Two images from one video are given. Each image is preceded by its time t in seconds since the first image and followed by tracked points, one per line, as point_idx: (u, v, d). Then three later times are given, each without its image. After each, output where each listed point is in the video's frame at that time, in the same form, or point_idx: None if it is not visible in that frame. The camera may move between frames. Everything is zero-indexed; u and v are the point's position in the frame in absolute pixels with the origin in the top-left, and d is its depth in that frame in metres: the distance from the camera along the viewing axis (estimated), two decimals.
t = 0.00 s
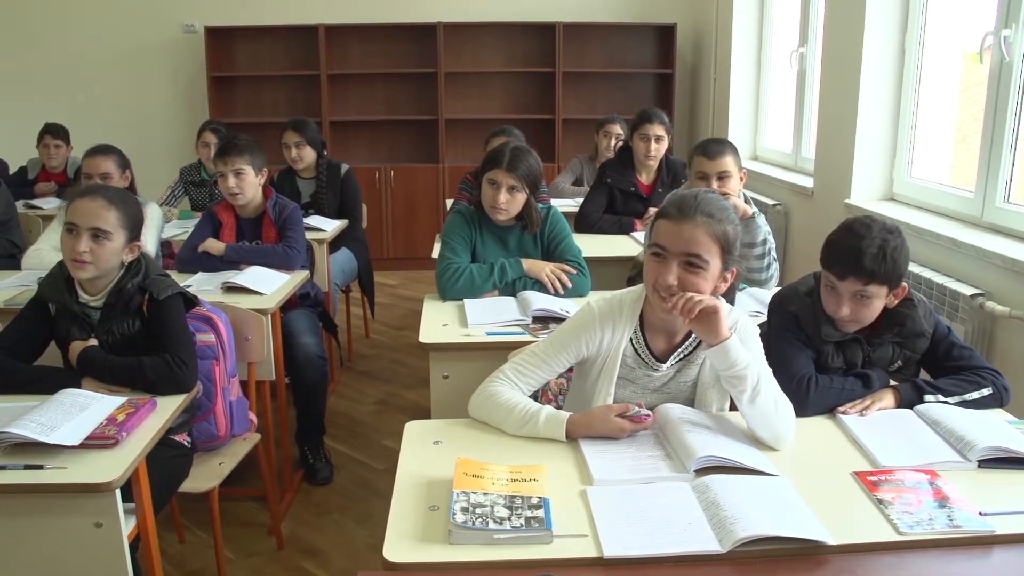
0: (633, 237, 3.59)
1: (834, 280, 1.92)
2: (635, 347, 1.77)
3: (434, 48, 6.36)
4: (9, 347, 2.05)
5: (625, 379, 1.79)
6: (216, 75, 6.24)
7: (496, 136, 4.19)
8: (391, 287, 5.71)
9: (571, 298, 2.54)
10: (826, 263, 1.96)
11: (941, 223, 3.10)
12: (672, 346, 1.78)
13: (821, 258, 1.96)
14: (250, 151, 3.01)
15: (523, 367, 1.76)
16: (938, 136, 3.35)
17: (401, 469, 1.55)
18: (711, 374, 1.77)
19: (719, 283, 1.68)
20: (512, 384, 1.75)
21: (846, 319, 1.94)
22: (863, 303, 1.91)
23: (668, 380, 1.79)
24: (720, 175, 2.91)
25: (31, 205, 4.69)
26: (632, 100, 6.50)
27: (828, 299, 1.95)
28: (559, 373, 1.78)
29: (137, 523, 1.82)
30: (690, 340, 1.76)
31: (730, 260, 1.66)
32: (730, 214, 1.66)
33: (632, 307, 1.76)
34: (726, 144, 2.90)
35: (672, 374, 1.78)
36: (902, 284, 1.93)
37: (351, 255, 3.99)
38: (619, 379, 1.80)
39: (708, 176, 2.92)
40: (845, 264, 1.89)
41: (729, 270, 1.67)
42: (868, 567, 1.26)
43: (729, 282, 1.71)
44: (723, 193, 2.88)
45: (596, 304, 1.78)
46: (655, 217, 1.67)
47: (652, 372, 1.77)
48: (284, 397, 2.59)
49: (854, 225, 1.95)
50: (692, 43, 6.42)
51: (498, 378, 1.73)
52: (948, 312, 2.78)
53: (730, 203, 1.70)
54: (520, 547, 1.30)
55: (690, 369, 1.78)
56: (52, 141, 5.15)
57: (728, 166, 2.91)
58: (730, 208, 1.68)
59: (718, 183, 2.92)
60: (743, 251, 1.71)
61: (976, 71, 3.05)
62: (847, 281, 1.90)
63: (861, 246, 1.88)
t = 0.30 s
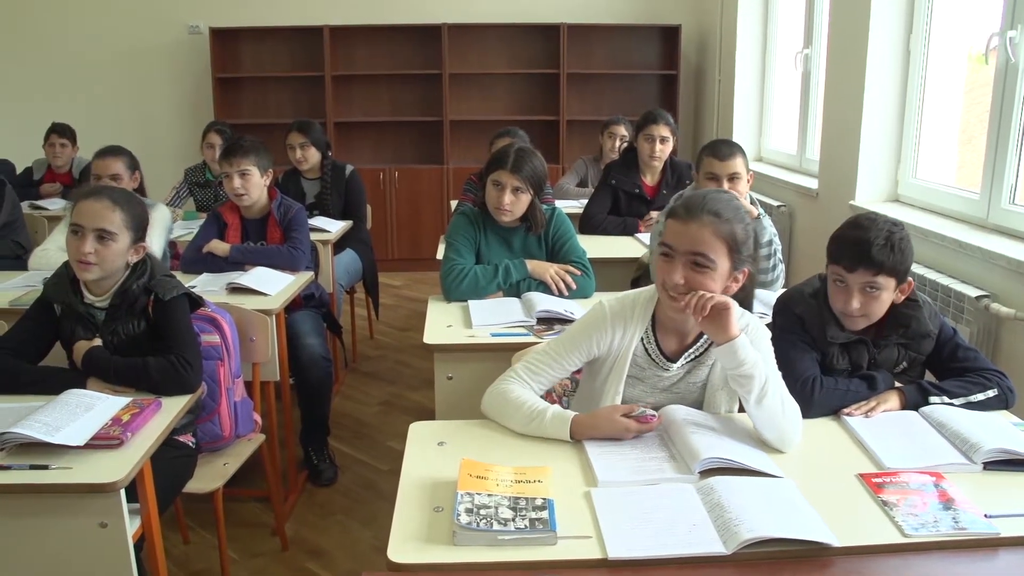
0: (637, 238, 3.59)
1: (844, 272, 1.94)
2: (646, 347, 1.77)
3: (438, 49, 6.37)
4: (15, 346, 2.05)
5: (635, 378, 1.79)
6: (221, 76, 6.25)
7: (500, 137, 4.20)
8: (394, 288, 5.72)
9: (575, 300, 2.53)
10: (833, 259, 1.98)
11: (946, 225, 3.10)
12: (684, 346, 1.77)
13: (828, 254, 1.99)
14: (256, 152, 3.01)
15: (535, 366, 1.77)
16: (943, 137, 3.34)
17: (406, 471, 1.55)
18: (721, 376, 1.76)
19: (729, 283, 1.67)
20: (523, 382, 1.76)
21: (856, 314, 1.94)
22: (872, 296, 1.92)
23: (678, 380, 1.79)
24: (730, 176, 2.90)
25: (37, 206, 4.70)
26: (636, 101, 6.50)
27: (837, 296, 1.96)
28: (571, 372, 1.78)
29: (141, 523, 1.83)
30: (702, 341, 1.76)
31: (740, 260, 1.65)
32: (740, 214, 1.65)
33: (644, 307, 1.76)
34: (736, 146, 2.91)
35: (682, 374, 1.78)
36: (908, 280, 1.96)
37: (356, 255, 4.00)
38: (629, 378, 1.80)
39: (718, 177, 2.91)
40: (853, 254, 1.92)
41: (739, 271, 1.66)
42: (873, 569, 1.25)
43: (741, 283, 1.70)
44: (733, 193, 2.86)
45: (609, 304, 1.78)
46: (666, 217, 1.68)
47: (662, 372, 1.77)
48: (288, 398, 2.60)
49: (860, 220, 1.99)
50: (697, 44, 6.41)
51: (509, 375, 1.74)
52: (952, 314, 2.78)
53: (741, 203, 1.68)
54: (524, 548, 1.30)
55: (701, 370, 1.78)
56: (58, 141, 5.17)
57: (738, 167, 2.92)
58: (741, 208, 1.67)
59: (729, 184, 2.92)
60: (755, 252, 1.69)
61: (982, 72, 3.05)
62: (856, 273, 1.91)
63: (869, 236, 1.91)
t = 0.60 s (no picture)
0: (645, 239, 3.59)
1: (858, 266, 1.96)
2: (667, 341, 1.76)
3: (445, 50, 6.37)
4: (26, 346, 2.06)
5: (652, 372, 1.79)
6: (229, 77, 6.26)
7: (508, 138, 4.20)
8: (402, 288, 5.72)
9: (584, 301, 2.53)
10: (846, 256, 2.00)
11: (955, 226, 3.08)
12: (705, 342, 1.76)
13: (840, 252, 2.01)
14: (265, 152, 3.02)
15: (559, 363, 1.77)
16: (952, 139, 3.33)
17: (414, 471, 1.55)
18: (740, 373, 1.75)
19: (755, 278, 1.66)
20: (548, 380, 1.76)
21: (870, 310, 1.95)
22: (886, 290, 1.94)
23: (695, 376, 1.78)
24: (735, 177, 2.89)
25: (46, 206, 4.72)
26: (644, 102, 6.49)
27: (850, 291, 1.97)
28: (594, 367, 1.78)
29: (149, 523, 1.83)
30: (724, 339, 1.75)
31: (767, 255, 1.65)
32: (767, 209, 1.65)
33: (666, 302, 1.75)
34: (742, 147, 2.90)
35: (700, 371, 1.77)
36: (918, 278, 1.99)
37: (364, 256, 4.00)
38: (646, 372, 1.80)
39: (723, 178, 2.90)
40: (868, 249, 1.94)
41: (765, 266, 1.66)
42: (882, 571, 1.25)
43: (767, 279, 1.69)
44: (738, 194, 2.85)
45: (630, 298, 1.78)
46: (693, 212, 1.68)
47: (680, 367, 1.77)
48: (296, 398, 2.60)
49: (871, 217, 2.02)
50: (704, 45, 6.40)
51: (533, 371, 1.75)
52: (961, 316, 2.76)
53: (769, 199, 1.69)
54: (532, 549, 1.30)
55: (719, 367, 1.77)
56: (75, 136, 5.19)
57: (744, 168, 2.91)
58: (768, 204, 1.67)
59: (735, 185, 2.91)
60: (784, 248, 1.69)
61: (990, 73, 3.04)
62: (870, 266, 1.94)
63: (883, 231, 1.95)
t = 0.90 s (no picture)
0: (655, 241, 3.58)
1: (872, 266, 1.96)
2: (670, 335, 1.76)
3: (455, 52, 6.38)
4: (39, 346, 2.06)
5: (653, 367, 1.79)
6: (240, 78, 6.29)
7: (518, 139, 4.20)
8: (411, 289, 5.72)
9: (593, 302, 2.53)
10: (860, 256, 2.01)
11: (967, 229, 3.07)
12: (710, 338, 1.76)
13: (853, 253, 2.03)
14: (276, 153, 3.03)
15: (569, 362, 1.78)
16: (964, 141, 3.32)
17: (423, 473, 1.55)
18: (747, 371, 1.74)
19: (769, 276, 1.67)
20: (559, 380, 1.78)
21: (882, 310, 1.95)
22: (899, 291, 1.94)
23: (699, 372, 1.77)
24: (744, 178, 2.88)
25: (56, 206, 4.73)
26: (654, 104, 6.49)
27: (862, 292, 1.98)
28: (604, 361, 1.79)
29: (159, 523, 1.84)
30: (729, 336, 1.74)
31: (783, 254, 1.66)
32: (786, 210, 1.66)
33: (671, 297, 1.76)
34: (750, 147, 2.90)
35: (704, 367, 1.76)
36: (931, 281, 1.99)
37: (373, 257, 4.01)
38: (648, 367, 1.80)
39: (732, 180, 2.89)
40: (882, 248, 1.95)
41: (780, 265, 1.66)
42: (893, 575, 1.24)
43: (780, 280, 1.69)
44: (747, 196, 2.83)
45: (635, 293, 1.79)
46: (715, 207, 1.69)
47: (683, 362, 1.76)
48: (306, 399, 2.60)
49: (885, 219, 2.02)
50: (714, 47, 6.39)
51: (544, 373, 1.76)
52: (973, 319, 2.75)
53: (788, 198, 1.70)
54: (542, 551, 1.30)
55: (724, 364, 1.76)
56: (99, 133, 5.20)
57: (752, 169, 2.90)
58: (787, 202, 1.68)
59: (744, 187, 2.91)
60: (798, 249, 1.70)
61: (1002, 75, 3.03)
62: (884, 266, 1.94)
63: (897, 232, 1.95)
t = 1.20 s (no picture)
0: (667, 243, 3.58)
1: (890, 266, 1.94)
2: (651, 333, 1.78)
3: (467, 53, 6.38)
4: (53, 346, 2.07)
5: (637, 366, 1.79)
6: (252, 80, 6.31)
7: (530, 141, 4.20)
8: (423, 290, 5.73)
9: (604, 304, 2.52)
10: (876, 255, 1.98)
11: (981, 231, 3.06)
12: (688, 336, 1.77)
13: (869, 254, 2.00)
14: (288, 154, 3.04)
15: (555, 362, 1.79)
16: (978, 142, 3.31)
17: (434, 474, 1.55)
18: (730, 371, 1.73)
19: (736, 272, 1.66)
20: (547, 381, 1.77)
21: (899, 310, 1.93)
22: (917, 292, 1.92)
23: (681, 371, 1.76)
24: (758, 181, 2.87)
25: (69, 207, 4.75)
26: (666, 106, 6.48)
27: (878, 292, 1.95)
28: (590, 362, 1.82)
29: (171, 522, 1.85)
30: (707, 333, 1.74)
31: (749, 249, 1.66)
32: (752, 205, 1.68)
33: (648, 297, 1.79)
34: (766, 150, 2.89)
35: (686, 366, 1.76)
36: (945, 283, 1.98)
37: (385, 258, 4.01)
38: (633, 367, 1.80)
39: (746, 183, 2.88)
40: (901, 247, 1.92)
41: (748, 260, 1.66)
42: None
43: (749, 276, 1.69)
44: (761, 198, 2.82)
45: (615, 293, 1.83)
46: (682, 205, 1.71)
47: (665, 360, 1.76)
48: (317, 399, 2.61)
49: (902, 220, 2.00)
50: (726, 48, 6.38)
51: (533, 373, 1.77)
52: (986, 321, 2.74)
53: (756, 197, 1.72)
54: (553, 552, 1.30)
55: (705, 363, 1.74)
56: (108, 130, 5.22)
57: (767, 172, 2.89)
58: (755, 201, 1.71)
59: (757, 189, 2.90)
60: (767, 246, 1.70)
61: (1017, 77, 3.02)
62: (902, 265, 1.92)
63: (916, 232, 1.93)
